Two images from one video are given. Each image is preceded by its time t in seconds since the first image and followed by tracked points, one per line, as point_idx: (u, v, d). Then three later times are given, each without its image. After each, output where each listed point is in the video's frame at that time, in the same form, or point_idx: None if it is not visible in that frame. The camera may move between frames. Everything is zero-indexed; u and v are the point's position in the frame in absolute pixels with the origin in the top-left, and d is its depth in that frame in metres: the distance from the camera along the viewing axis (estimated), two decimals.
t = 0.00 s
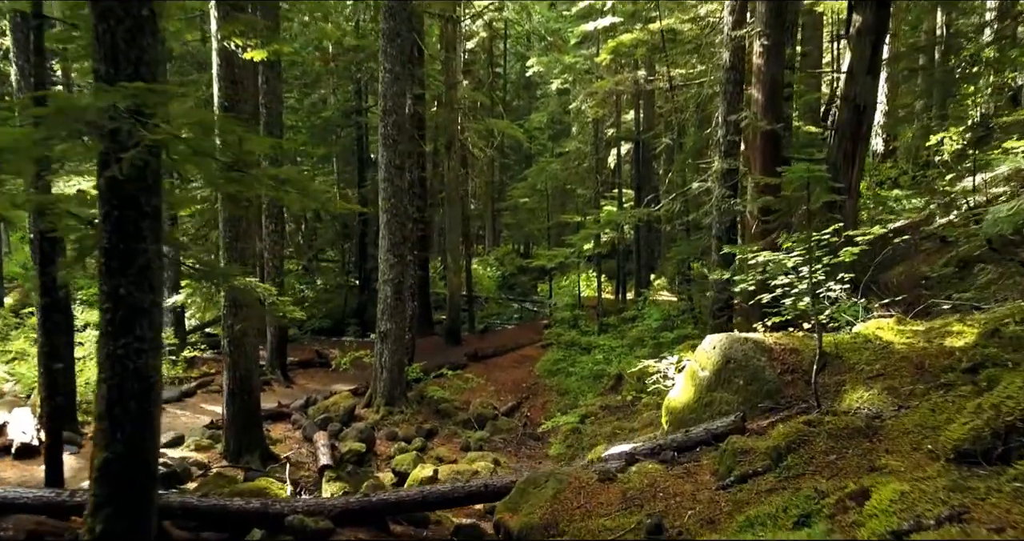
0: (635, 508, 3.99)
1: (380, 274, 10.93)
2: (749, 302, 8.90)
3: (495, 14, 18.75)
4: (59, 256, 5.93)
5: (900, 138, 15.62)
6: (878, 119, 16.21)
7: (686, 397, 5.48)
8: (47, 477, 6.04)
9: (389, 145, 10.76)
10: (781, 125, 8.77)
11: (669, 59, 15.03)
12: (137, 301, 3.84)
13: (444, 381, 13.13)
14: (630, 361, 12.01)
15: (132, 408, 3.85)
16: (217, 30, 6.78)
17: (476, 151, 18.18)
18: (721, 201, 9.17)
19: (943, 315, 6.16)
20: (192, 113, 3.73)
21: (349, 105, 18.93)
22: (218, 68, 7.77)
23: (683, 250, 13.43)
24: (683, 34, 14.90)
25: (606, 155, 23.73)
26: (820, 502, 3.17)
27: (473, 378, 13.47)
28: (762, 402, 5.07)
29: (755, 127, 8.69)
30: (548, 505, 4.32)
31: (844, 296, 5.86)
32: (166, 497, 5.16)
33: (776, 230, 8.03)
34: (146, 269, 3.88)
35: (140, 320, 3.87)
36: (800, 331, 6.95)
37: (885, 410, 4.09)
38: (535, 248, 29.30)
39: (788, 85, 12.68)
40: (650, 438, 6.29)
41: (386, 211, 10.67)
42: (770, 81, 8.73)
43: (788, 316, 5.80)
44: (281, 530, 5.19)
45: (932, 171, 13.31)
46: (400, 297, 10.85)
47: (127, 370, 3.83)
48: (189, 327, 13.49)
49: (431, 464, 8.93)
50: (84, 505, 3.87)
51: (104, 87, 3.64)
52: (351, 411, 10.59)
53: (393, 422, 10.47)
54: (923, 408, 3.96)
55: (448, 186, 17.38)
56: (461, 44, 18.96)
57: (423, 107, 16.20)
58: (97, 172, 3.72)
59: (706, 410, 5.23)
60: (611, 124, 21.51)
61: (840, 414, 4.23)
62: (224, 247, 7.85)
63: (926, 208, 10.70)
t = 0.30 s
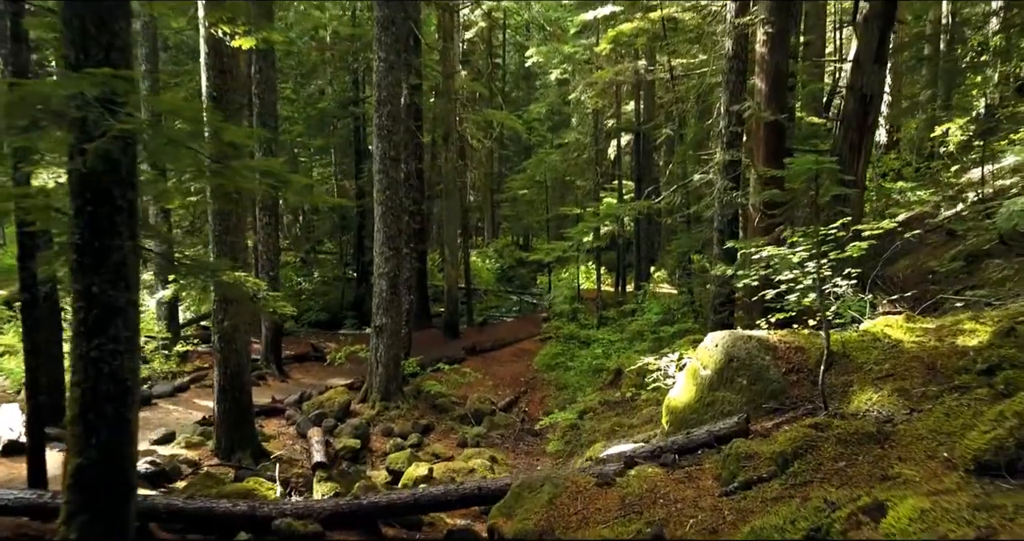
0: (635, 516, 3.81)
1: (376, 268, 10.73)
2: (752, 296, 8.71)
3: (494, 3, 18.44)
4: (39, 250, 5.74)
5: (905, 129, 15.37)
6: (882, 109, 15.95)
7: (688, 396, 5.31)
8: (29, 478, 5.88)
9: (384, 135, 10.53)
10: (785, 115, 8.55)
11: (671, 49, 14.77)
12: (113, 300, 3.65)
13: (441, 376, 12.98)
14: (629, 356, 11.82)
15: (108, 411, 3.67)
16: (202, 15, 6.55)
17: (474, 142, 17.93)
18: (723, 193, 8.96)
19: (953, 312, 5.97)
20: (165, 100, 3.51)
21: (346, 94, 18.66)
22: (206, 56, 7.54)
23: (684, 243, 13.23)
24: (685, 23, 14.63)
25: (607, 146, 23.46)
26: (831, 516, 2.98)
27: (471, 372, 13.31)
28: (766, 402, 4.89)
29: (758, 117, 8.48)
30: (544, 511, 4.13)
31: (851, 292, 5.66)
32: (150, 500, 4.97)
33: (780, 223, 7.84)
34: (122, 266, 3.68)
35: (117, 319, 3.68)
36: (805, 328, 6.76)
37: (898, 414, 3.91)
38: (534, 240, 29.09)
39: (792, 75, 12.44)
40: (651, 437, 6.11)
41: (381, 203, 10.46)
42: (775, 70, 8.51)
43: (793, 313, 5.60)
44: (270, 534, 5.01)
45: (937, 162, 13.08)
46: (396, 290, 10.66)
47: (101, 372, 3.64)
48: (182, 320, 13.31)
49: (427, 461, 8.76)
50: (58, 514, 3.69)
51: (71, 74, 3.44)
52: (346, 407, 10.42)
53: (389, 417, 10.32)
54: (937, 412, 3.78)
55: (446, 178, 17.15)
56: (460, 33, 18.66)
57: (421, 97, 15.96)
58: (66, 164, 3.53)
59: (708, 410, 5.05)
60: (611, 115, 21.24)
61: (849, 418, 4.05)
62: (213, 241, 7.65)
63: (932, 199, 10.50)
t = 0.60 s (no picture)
0: (634, 526, 3.61)
1: (371, 262, 10.55)
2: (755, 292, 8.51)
3: None
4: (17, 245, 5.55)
5: (909, 120, 15.14)
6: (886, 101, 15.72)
7: (688, 398, 5.13)
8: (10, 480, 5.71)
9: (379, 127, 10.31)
10: (789, 106, 8.35)
11: (671, 39, 14.53)
12: (85, 301, 3.47)
13: (439, 371, 12.81)
14: (629, 352, 11.64)
15: (79, 417, 3.49)
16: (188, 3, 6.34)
17: (472, 134, 17.70)
18: (725, 186, 8.76)
19: (963, 309, 5.78)
20: (136, 89, 3.34)
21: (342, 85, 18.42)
22: (193, 46, 7.36)
23: (685, 236, 13.01)
24: (686, 13, 14.38)
25: (607, 138, 23.21)
26: (844, 532, 2.80)
27: (469, 368, 13.14)
28: (770, 404, 4.71)
29: (761, 109, 8.28)
30: (538, 519, 3.92)
31: (857, 289, 5.49)
32: (133, 504, 4.79)
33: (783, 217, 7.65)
34: (95, 265, 3.50)
35: (90, 321, 3.50)
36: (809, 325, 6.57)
37: (910, 420, 3.73)
38: (534, 233, 28.84)
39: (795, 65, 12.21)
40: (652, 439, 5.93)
41: (376, 197, 10.26)
42: (779, 61, 8.30)
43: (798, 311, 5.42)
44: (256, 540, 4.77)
45: (942, 154, 12.86)
46: (391, 285, 10.48)
47: (73, 376, 3.46)
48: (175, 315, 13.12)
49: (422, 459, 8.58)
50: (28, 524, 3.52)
51: (34, 61, 3.27)
52: (340, 403, 10.25)
53: (385, 414, 10.16)
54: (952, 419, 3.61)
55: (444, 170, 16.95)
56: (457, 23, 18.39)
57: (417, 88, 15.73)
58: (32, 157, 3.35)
59: (710, 412, 4.87)
60: (611, 106, 20.99)
61: (859, 423, 3.88)
62: (203, 236, 7.47)
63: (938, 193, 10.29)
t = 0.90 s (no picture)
0: None
1: (366, 258, 10.35)
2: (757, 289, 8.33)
3: None
4: None
5: (913, 112, 14.89)
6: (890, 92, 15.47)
7: (689, 401, 4.95)
8: None
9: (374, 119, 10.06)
10: (794, 98, 8.12)
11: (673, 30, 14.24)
12: (52, 303, 3.27)
13: (436, 368, 12.64)
14: (629, 348, 11.44)
15: (45, 427, 3.30)
16: None
17: (470, 127, 17.44)
18: (727, 179, 8.55)
19: (974, 307, 5.59)
20: (103, 78, 3.14)
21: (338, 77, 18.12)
22: (180, 35, 7.09)
23: (686, 230, 12.81)
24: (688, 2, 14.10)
25: (607, 131, 22.94)
26: None
27: (467, 364, 12.97)
28: (776, 409, 4.53)
29: (765, 100, 8.06)
30: (533, 531, 3.66)
31: (864, 287, 5.30)
32: (114, 513, 4.62)
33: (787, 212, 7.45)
34: (62, 265, 3.31)
35: (57, 325, 3.30)
36: (814, 323, 6.38)
37: (923, 428, 3.55)
38: (533, 227, 28.65)
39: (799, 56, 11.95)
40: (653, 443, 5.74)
41: (371, 190, 10.04)
42: (783, 51, 8.06)
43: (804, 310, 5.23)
44: None
45: (948, 147, 12.63)
46: (386, 281, 10.29)
47: (38, 383, 3.27)
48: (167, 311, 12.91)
49: (417, 460, 8.41)
50: None
51: None
52: (335, 401, 10.07)
53: (380, 412, 9.98)
54: (969, 428, 3.42)
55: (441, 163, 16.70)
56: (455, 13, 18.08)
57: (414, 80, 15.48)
58: None
59: (713, 415, 4.68)
60: (611, 98, 20.71)
61: (869, 431, 3.69)
62: (191, 231, 7.25)
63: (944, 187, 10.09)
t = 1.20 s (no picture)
0: None
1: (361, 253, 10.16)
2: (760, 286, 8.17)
3: None
4: None
5: (917, 105, 14.66)
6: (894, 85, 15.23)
7: (691, 403, 4.80)
8: None
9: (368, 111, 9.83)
10: (798, 90, 7.92)
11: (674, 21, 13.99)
12: (14, 306, 3.07)
13: (433, 365, 12.49)
14: (629, 344, 11.28)
15: (9, 439, 3.10)
16: None
17: (468, 120, 17.21)
18: (730, 174, 8.36)
19: (985, 308, 5.41)
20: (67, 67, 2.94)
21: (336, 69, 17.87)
22: (166, 26, 6.85)
23: (687, 225, 12.62)
24: None
25: (607, 124, 22.70)
26: None
27: (465, 361, 12.82)
28: (781, 414, 4.34)
29: (769, 93, 7.85)
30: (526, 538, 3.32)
31: (872, 286, 5.13)
32: (94, 522, 4.39)
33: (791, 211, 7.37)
34: (25, 267, 3.10)
35: (20, 329, 3.10)
36: (819, 322, 6.21)
37: (940, 439, 3.36)
38: (533, 220, 28.46)
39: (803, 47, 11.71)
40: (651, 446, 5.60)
41: (366, 184, 9.84)
42: (787, 41, 7.84)
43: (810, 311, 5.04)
44: None
45: (952, 141, 12.44)
46: (382, 278, 10.12)
47: None
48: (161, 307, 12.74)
49: (412, 460, 8.26)
50: None
51: None
52: (330, 399, 9.90)
53: (376, 411, 9.83)
54: (987, 440, 3.25)
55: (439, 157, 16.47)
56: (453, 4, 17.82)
57: (412, 72, 15.24)
58: None
59: (717, 419, 4.50)
60: (611, 91, 20.47)
61: (882, 441, 3.50)
62: (179, 227, 7.05)
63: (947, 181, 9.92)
